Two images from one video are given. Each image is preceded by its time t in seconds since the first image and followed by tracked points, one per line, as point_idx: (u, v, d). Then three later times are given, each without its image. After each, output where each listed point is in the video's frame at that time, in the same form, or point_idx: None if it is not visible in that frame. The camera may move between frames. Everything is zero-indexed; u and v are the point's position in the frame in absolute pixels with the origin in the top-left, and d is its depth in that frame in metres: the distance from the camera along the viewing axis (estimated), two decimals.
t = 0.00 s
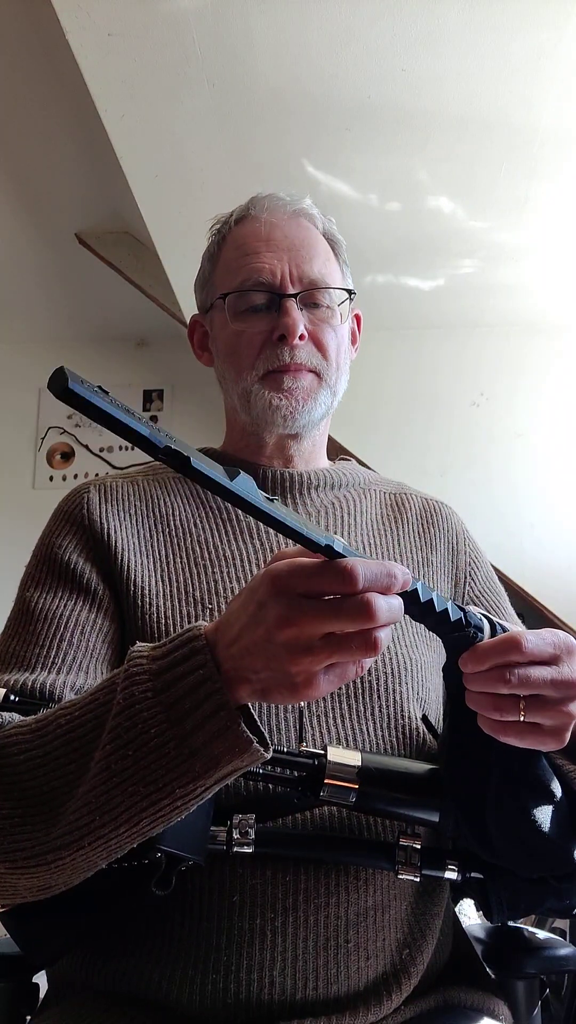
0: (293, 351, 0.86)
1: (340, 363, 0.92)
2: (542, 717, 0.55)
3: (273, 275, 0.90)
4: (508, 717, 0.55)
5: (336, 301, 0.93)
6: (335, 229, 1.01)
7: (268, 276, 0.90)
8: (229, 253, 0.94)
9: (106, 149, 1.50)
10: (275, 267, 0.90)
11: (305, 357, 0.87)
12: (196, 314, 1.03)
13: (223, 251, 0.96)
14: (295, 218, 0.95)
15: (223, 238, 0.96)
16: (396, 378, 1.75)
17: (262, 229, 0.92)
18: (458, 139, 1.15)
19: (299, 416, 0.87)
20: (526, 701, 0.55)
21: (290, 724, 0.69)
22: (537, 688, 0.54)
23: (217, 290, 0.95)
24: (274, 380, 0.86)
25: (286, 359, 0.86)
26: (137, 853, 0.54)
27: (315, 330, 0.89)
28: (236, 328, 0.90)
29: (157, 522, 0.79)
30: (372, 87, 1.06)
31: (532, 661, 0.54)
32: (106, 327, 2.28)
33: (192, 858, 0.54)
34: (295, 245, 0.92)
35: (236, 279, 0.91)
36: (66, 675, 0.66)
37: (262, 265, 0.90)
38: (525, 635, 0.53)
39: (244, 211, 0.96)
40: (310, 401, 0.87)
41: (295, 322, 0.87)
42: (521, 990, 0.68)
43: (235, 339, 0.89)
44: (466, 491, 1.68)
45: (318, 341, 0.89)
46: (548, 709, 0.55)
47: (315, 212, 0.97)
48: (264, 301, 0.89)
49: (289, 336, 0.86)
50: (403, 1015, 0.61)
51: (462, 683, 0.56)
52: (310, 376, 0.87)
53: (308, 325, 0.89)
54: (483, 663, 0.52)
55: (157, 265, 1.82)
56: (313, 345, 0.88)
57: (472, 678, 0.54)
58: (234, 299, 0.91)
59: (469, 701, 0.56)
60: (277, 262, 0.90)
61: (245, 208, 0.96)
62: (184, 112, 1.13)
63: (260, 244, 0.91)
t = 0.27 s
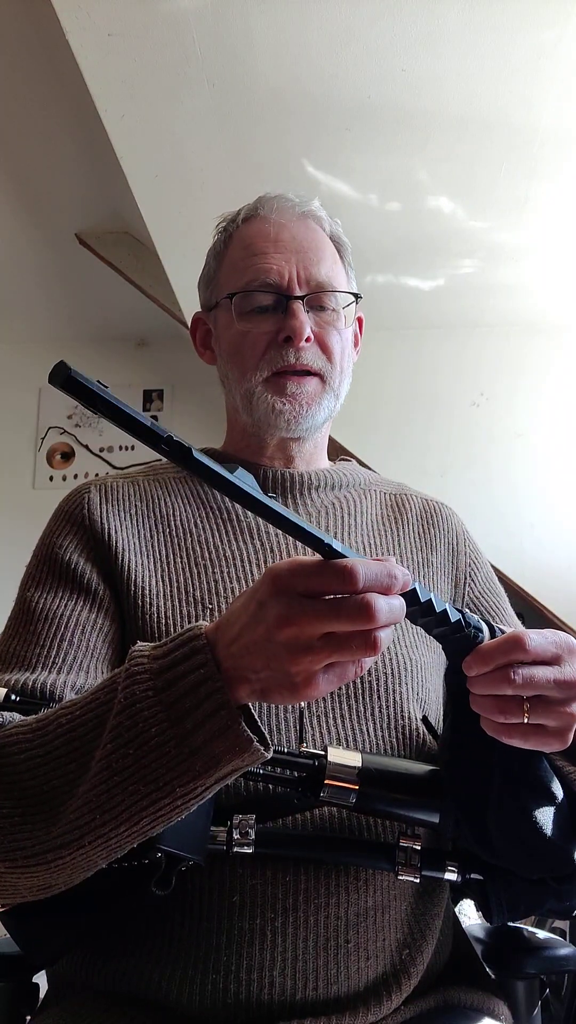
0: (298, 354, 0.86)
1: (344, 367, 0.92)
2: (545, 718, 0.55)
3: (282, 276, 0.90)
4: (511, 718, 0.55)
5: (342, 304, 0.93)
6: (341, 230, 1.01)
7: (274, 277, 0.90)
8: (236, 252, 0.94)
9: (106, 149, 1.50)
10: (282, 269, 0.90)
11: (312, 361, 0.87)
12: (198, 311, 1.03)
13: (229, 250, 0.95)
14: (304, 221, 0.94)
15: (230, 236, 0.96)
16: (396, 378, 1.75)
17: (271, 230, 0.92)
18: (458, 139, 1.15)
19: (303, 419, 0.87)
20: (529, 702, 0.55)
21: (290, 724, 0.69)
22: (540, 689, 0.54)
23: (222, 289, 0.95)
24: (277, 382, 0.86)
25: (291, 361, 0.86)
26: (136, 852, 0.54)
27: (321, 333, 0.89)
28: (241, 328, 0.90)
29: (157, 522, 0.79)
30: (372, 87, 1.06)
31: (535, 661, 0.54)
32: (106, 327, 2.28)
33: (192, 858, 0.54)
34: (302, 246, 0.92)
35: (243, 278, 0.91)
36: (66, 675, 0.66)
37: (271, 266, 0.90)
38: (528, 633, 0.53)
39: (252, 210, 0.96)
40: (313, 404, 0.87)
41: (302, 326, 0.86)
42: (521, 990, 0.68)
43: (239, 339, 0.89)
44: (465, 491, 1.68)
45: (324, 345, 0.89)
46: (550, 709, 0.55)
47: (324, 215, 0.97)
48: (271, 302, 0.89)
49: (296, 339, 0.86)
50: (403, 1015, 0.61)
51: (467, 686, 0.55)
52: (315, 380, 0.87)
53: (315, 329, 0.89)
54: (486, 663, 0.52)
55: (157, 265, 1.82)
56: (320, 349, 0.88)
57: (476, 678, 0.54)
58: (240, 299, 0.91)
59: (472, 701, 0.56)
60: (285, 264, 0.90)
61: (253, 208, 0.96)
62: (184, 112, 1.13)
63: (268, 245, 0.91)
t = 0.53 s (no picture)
0: (310, 358, 0.87)
1: (351, 370, 0.92)
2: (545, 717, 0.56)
3: (297, 279, 0.90)
4: (510, 717, 0.55)
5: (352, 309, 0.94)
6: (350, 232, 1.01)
7: (286, 278, 0.90)
8: (250, 250, 0.93)
9: (105, 149, 1.50)
10: (298, 272, 0.90)
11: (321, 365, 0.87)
12: (205, 307, 1.03)
13: (243, 247, 0.95)
14: (320, 225, 0.94)
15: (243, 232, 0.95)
16: (396, 378, 1.75)
17: (288, 231, 0.92)
18: (457, 139, 1.15)
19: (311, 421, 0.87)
20: (528, 701, 0.55)
21: (291, 724, 0.69)
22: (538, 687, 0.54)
23: (234, 287, 0.95)
24: (288, 383, 0.86)
25: (302, 364, 0.86)
26: (136, 853, 0.54)
27: (331, 337, 0.89)
28: (252, 328, 0.89)
29: (158, 522, 0.79)
30: (372, 87, 1.06)
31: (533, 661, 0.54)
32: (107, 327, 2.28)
33: (192, 858, 0.54)
34: (319, 251, 0.92)
35: (258, 277, 0.91)
36: (66, 675, 0.66)
37: (286, 268, 0.90)
38: (525, 633, 0.53)
39: (268, 209, 0.95)
40: (321, 407, 0.87)
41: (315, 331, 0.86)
42: (520, 990, 0.68)
43: (250, 339, 0.89)
44: (465, 490, 1.68)
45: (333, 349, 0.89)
46: (548, 707, 0.55)
47: (338, 218, 0.97)
48: (284, 302, 0.89)
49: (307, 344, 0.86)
50: (403, 1015, 0.61)
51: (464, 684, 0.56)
52: (323, 383, 0.87)
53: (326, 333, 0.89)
54: (484, 662, 0.52)
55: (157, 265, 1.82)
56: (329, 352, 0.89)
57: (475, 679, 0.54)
58: (254, 298, 0.90)
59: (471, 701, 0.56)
60: (301, 267, 0.90)
61: (268, 208, 0.95)
62: (183, 112, 1.13)
63: (284, 245, 0.91)
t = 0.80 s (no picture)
0: (292, 359, 0.87)
1: (339, 367, 0.92)
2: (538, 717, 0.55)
3: (267, 281, 0.90)
4: (502, 714, 0.56)
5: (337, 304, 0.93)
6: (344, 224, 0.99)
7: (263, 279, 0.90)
8: (229, 259, 0.94)
9: (106, 149, 1.50)
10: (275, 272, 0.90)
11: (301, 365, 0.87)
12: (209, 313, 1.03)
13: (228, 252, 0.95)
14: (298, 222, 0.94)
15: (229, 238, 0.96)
16: (395, 378, 1.75)
17: (257, 235, 0.92)
18: (457, 138, 1.15)
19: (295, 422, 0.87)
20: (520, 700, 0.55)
21: (293, 724, 0.69)
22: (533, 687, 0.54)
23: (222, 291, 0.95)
24: (265, 385, 0.86)
25: (274, 365, 0.86)
26: (138, 852, 0.54)
27: (308, 337, 0.89)
28: (236, 332, 0.90)
29: (162, 521, 0.79)
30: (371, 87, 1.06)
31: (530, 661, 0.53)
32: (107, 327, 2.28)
33: (194, 857, 0.54)
34: (293, 250, 0.91)
35: (235, 285, 0.92)
36: (68, 674, 0.66)
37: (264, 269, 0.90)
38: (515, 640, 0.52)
39: (243, 216, 0.96)
40: (300, 407, 0.86)
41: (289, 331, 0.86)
42: (521, 990, 0.68)
43: (234, 344, 0.90)
44: (465, 490, 1.68)
45: (315, 348, 0.89)
46: (543, 707, 0.55)
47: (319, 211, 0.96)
48: (257, 308, 0.90)
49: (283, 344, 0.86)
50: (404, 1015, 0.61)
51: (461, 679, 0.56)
52: (306, 383, 0.87)
53: (305, 333, 0.89)
54: (483, 659, 0.52)
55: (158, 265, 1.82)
56: (311, 352, 0.88)
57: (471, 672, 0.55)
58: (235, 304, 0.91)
59: (468, 696, 0.57)
60: (276, 265, 0.90)
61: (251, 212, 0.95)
62: (184, 113, 1.13)
63: (268, 247, 0.91)
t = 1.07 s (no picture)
0: (287, 362, 0.87)
1: (337, 369, 0.92)
2: (530, 714, 0.56)
3: (261, 284, 0.90)
4: (496, 708, 0.56)
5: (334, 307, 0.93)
6: (338, 220, 0.99)
7: (262, 282, 0.90)
8: (223, 263, 0.95)
9: (105, 149, 1.50)
10: (270, 275, 0.90)
11: (296, 368, 0.87)
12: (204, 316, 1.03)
13: (223, 256, 0.95)
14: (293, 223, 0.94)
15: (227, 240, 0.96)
16: (395, 378, 1.75)
17: (250, 238, 0.92)
18: (457, 139, 1.15)
19: (292, 427, 0.87)
20: (514, 694, 0.55)
21: (293, 724, 0.69)
22: (525, 682, 0.54)
23: (217, 295, 0.95)
24: (263, 390, 0.87)
25: (272, 371, 0.86)
26: (136, 847, 0.54)
27: (305, 340, 0.89)
28: (235, 336, 0.90)
29: (163, 520, 0.80)
30: (371, 87, 1.06)
31: (523, 661, 0.53)
32: (107, 327, 2.28)
33: (192, 855, 0.54)
34: (285, 252, 0.91)
35: (228, 289, 0.92)
36: (65, 667, 0.66)
37: (259, 273, 0.90)
38: (509, 639, 0.53)
39: (236, 219, 0.96)
40: (299, 412, 0.86)
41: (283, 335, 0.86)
42: (521, 990, 0.68)
43: (233, 348, 0.90)
44: (465, 490, 1.68)
45: (310, 351, 0.89)
46: (537, 704, 0.55)
47: (311, 211, 0.96)
48: (253, 311, 0.90)
49: (277, 347, 0.86)
50: (403, 1015, 0.61)
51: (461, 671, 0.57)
52: (301, 386, 0.87)
53: (302, 335, 0.89)
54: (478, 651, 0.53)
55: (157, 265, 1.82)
56: (306, 355, 0.88)
57: (473, 664, 0.56)
58: (232, 307, 0.91)
59: (467, 687, 0.58)
60: (272, 269, 0.90)
61: (247, 215, 0.95)
62: (183, 112, 1.13)
63: (261, 251, 0.91)
